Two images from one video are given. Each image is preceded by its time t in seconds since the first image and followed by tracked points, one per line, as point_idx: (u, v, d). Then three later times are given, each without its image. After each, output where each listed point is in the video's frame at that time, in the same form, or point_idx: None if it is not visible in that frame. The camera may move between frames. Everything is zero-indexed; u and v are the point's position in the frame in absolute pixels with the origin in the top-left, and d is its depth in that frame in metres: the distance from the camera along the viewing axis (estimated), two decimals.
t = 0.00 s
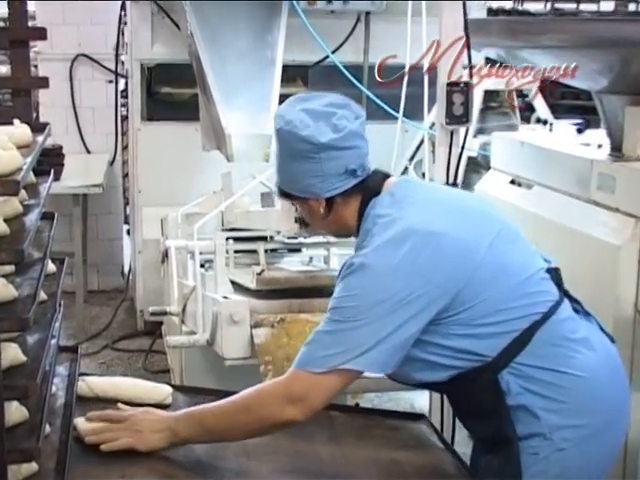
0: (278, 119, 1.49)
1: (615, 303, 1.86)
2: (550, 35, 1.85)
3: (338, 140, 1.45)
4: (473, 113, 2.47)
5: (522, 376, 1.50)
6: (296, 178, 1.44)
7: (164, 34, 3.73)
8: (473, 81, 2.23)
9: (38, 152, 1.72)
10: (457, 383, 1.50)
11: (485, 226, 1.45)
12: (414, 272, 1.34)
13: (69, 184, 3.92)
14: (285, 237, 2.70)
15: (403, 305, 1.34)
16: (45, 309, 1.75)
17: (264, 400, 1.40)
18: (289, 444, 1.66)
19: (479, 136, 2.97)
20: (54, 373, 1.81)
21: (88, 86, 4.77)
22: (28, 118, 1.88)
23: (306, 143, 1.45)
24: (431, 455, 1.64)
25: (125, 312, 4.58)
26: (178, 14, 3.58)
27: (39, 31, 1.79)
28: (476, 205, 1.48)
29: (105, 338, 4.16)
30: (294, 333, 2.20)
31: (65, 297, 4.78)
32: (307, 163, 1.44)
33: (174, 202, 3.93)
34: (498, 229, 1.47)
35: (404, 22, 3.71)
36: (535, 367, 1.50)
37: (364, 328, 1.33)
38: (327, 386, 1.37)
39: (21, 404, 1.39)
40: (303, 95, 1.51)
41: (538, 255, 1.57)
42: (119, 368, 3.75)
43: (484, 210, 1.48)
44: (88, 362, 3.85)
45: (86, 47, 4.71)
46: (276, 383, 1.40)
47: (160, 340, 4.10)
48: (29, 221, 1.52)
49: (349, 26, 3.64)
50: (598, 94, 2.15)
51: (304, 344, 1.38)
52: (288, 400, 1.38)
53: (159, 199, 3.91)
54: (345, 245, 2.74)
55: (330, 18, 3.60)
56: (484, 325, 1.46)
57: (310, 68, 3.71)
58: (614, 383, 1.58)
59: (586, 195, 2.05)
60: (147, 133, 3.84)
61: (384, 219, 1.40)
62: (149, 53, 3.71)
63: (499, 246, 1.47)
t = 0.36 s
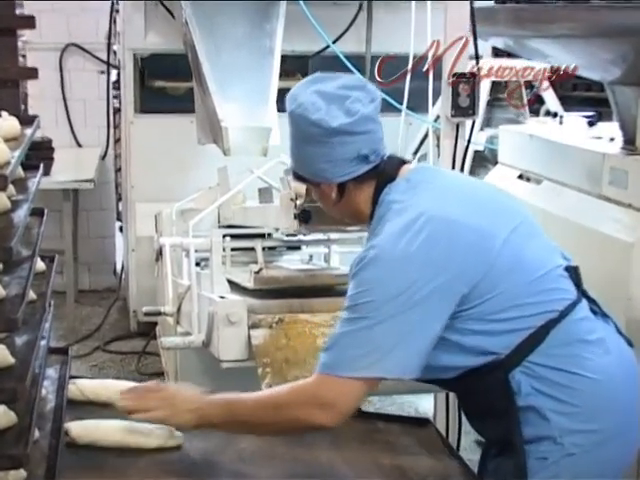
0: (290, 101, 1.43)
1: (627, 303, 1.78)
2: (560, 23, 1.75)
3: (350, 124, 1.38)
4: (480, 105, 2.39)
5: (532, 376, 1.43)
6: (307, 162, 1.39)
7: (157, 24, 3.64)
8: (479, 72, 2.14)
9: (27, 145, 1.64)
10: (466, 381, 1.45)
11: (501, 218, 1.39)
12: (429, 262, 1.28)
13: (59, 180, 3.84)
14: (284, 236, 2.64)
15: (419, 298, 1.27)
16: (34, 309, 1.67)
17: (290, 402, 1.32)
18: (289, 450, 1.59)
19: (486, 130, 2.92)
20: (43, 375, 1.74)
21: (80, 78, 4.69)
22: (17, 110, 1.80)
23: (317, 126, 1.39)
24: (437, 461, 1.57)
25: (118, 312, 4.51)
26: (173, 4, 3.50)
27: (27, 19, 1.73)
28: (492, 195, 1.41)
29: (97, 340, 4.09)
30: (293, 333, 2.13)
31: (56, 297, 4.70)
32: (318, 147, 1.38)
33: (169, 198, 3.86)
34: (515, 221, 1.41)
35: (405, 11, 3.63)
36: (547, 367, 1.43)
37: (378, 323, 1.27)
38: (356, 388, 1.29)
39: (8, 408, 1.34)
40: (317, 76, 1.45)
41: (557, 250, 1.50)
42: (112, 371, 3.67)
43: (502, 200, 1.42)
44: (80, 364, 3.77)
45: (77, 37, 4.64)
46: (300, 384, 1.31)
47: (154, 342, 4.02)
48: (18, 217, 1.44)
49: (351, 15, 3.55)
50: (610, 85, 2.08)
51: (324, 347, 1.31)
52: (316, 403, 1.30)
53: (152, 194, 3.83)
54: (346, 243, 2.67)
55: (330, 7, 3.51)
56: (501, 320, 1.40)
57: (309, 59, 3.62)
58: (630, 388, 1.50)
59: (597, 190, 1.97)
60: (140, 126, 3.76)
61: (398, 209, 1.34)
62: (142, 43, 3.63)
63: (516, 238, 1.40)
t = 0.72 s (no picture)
0: (308, 80, 1.45)
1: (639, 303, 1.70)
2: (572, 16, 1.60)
3: (368, 104, 1.40)
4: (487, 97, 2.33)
5: (544, 376, 1.37)
6: (323, 141, 1.40)
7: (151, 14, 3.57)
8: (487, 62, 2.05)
9: (15, 137, 1.56)
10: (477, 380, 1.39)
11: (519, 209, 1.36)
12: (444, 250, 1.26)
13: (49, 174, 3.76)
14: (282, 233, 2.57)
15: (433, 286, 1.26)
16: (23, 308, 1.58)
17: (339, 402, 1.35)
18: (289, 453, 1.53)
19: (492, 122, 2.86)
20: (32, 377, 1.66)
21: (70, 69, 4.61)
22: (4, 101, 1.72)
23: (335, 105, 1.41)
24: (443, 465, 1.50)
25: (110, 312, 4.43)
26: None
27: (14, 6, 1.65)
28: (511, 186, 1.38)
29: (88, 341, 4.01)
30: (293, 334, 2.06)
31: (46, 295, 4.63)
32: (335, 126, 1.40)
33: (164, 194, 3.78)
34: (534, 213, 1.37)
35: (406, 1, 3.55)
36: (559, 367, 1.37)
37: (395, 311, 1.26)
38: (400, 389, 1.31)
39: None
40: (335, 56, 1.47)
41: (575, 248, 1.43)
42: (104, 373, 3.60)
43: (521, 193, 1.38)
44: (70, 366, 3.70)
45: (67, 26, 4.54)
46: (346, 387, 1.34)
47: (148, 342, 3.95)
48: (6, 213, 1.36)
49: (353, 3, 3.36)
50: (622, 76, 2.05)
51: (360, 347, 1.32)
52: (361, 405, 1.32)
53: (145, 189, 3.76)
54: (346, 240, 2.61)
55: None
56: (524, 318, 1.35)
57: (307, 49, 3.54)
58: None
59: (609, 185, 1.90)
60: (132, 118, 3.69)
61: (415, 198, 1.32)
62: (135, 32, 3.54)
63: (535, 230, 1.37)
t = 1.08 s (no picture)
0: (323, 61, 1.43)
1: None
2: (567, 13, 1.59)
3: (386, 91, 1.40)
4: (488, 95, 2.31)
5: (547, 374, 1.36)
6: (338, 124, 1.39)
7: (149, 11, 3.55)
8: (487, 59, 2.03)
9: (14, 134, 1.55)
10: (480, 378, 1.38)
11: (524, 207, 1.35)
12: (453, 246, 1.26)
13: (47, 172, 3.75)
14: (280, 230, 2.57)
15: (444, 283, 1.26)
16: (22, 306, 1.56)
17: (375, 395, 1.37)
18: (289, 452, 1.52)
19: (493, 118, 2.85)
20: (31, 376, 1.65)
21: (68, 66, 4.59)
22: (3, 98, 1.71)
23: (354, 88, 1.39)
24: (444, 464, 1.49)
25: (109, 310, 4.43)
26: None
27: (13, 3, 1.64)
28: (516, 183, 1.37)
29: (87, 339, 4.01)
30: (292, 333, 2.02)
31: (45, 294, 4.62)
32: (352, 111, 1.39)
33: (164, 192, 3.77)
34: (540, 211, 1.37)
35: None
36: (563, 365, 1.36)
37: (408, 308, 1.27)
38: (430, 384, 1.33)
39: None
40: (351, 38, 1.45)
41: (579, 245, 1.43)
42: (103, 371, 3.60)
43: (527, 190, 1.37)
44: (70, 365, 3.70)
45: (65, 23, 4.53)
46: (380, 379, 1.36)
47: (147, 341, 3.94)
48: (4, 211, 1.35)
49: None
50: (623, 72, 2.04)
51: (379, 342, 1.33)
52: (394, 402, 1.34)
53: (144, 187, 3.75)
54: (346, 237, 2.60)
55: None
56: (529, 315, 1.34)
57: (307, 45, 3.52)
58: None
59: (610, 183, 1.89)
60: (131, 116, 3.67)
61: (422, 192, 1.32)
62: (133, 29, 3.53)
63: (542, 227, 1.36)
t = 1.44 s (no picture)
0: (334, 54, 1.37)
1: None
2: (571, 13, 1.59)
3: (398, 86, 1.37)
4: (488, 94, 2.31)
5: (549, 373, 1.36)
6: (353, 114, 1.32)
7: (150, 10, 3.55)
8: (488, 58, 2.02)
9: (15, 133, 1.55)
10: (482, 378, 1.38)
11: (526, 204, 1.34)
12: (462, 243, 1.24)
13: (47, 171, 3.75)
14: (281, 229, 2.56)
15: (455, 280, 1.24)
16: (22, 306, 1.56)
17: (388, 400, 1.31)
18: (289, 451, 1.52)
19: (493, 117, 2.84)
20: (31, 375, 1.65)
21: (69, 65, 4.59)
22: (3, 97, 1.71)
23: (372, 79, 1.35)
24: (444, 464, 1.49)
25: (109, 309, 4.43)
26: None
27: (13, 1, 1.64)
28: (516, 182, 1.36)
29: (87, 338, 4.01)
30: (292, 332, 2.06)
31: (45, 293, 4.62)
32: (368, 102, 1.33)
33: (164, 191, 3.77)
34: (540, 207, 1.36)
35: None
36: (564, 364, 1.36)
37: (420, 306, 1.24)
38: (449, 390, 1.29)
39: None
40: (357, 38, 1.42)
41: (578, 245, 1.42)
42: (103, 370, 3.60)
43: (526, 188, 1.37)
44: (70, 364, 3.70)
45: (65, 21, 4.53)
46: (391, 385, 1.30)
47: (147, 340, 3.95)
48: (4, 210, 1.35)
49: None
50: (623, 72, 2.04)
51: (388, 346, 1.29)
52: (410, 406, 1.29)
53: (144, 186, 3.76)
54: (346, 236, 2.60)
55: None
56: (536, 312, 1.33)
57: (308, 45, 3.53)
58: None
59: (610, 182, 1.90)
60: (132, 115, 3.67)
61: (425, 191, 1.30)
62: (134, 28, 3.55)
63: (542, 224, 1.35)
